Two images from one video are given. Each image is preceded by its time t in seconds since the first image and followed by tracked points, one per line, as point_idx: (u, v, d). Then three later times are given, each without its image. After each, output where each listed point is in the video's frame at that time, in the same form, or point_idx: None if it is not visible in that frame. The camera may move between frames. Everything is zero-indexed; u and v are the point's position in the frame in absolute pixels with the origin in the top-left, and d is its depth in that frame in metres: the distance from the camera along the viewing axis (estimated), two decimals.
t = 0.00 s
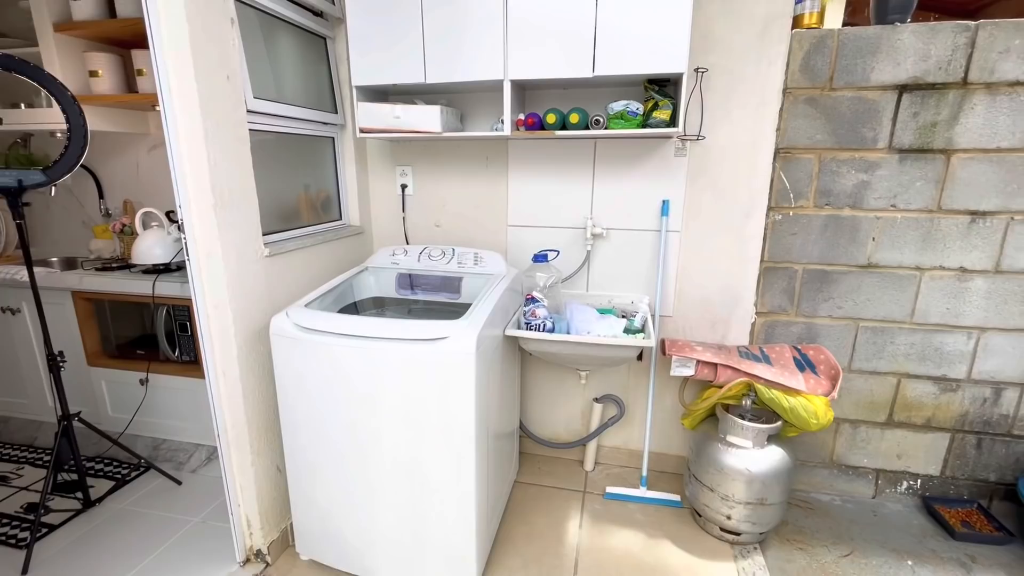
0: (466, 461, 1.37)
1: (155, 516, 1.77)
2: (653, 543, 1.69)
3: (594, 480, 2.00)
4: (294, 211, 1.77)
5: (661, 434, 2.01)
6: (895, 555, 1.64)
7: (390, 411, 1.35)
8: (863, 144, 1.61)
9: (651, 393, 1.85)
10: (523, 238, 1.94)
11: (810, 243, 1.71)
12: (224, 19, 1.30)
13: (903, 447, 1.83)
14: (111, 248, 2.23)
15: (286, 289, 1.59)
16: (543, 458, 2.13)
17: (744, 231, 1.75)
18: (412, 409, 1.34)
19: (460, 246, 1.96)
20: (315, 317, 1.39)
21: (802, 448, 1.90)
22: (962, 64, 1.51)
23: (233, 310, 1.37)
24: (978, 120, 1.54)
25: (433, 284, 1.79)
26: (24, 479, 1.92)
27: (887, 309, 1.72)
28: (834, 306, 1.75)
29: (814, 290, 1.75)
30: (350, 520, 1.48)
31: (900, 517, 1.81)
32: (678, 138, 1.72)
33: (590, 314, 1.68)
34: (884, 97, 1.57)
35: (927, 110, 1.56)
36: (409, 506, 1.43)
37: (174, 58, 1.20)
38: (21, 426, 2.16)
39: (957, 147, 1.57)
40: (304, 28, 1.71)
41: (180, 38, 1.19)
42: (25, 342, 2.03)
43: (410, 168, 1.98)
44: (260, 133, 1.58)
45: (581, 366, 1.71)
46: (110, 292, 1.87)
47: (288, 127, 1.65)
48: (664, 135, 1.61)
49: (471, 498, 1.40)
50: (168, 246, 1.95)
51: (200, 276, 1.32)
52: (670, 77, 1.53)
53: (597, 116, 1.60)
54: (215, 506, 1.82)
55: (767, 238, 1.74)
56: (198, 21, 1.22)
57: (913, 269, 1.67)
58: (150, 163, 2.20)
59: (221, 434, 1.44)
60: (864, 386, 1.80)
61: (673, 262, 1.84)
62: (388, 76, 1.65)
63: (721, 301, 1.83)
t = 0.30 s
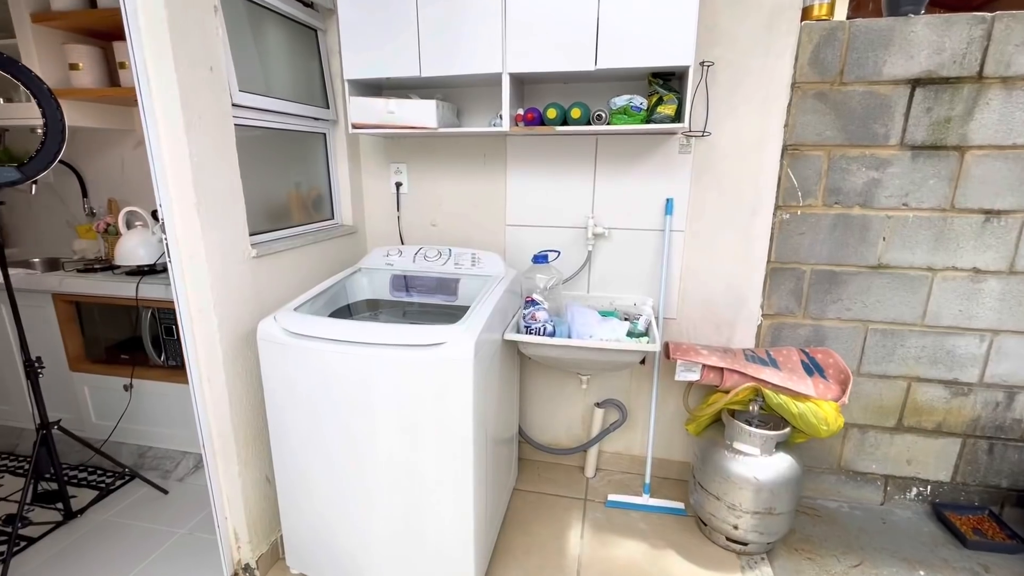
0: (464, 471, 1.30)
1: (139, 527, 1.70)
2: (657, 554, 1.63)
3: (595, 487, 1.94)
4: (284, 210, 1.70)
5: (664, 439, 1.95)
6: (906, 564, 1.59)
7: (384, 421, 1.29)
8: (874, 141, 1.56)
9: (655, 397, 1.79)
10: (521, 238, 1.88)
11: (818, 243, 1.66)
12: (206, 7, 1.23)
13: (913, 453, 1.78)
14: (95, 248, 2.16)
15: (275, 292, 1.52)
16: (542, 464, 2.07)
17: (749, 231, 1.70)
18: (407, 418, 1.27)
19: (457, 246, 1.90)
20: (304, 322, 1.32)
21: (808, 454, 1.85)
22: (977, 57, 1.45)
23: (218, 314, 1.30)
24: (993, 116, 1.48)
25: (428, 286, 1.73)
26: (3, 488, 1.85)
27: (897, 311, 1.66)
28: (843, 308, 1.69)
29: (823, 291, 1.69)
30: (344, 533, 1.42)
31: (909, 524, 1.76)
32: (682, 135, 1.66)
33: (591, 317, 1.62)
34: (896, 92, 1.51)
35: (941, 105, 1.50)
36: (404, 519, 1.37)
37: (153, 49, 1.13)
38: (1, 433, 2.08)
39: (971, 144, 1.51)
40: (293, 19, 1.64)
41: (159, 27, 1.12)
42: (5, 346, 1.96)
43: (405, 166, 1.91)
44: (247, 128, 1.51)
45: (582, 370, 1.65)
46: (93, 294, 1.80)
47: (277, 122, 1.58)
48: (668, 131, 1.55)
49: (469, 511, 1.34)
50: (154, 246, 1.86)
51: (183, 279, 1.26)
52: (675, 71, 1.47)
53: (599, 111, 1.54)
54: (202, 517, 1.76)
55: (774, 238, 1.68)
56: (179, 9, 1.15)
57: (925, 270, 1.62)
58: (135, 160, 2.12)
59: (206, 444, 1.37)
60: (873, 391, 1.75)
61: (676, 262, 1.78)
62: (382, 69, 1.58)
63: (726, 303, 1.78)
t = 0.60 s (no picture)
0: (464, 477, 1.28)
1: (133, 534, 1.66)
2: (660, 559, 1.61)
3: (596, 491, 1.92)
4: (281, 211, 1.67)
5: (666, 442, 1.93)
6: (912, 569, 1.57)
7: (383, 426, 1.26)
8: (879, 140, 1.54)
9: (657, 400, 1.77)
10: (522, 239, 1.86)
11: (823, 243, 1.64)
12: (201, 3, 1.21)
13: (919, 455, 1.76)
14: (89, 250, 2.12)
15: (272, 295, 1.49)
16: (544, 468, 2.05)
17: (753, 232, 1.68)
18: (407, 423, 1.25)
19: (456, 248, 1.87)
20: (301, 325, 1.29)
21: (812, 457, 1.83)
22: (984, 55, 1.43)
23: (213, 317, 1.27)
24: (1001, 114, 1.47)
25: (428, 288, 1.70)
26: None
27: (902, 313, 1.64)
28: (848, 309, 1.67)
29: (827, 293, 1.67)
30: (342, 540, 1.39)
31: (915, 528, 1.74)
32: (685, 134, 1.64)
33: (593, 319, 1.60)
34: (902, 90, 1.49)
35: (948, 104, 1.48)
36: (403, 525, 1.34)
37: (145, 46, 1.10)
38: None
39: (978, 143, 1.49)
40: (289, 16, 1.61)
41: (151, 23, 1.09)
42: None
43: (403, 166, 1.88)
44: (242, 128, 1.48)
45: (584, 373, 1.63)
46: (86, 296, 1.77)
47: (273, 121, 1.55)
48: (671, 130, 1.53)
49: (470, 517, 1.31)
50: (148, 248, 1.84)
51: (177, 281, 1.23)
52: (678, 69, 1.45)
53: (601, 110, 1.52)
54: (198, 523, 1.72)
55: (778, 239, 1.66)
56: (171, 5, 1.12)
57: (931, 271, 1.60)
58: (129, 161, 2.09)
59: (201, 450, 1.35)
60: (878, 393, 1.73)
61: (679, 263, 1.76)
62: (380, 67, 1.55)
63: (730, 304, 1.76)
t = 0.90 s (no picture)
0: (468, 480, 1.27)
1: (132, 539, 1.65)
2: (664, 562, 1.60)
3: (600, 493, 1.90)
4: (282, 212, 1.66)
5: (670, 444, 1.92)
6: (919, 571, 1.56)
7: (386, 428, 1.25)
8: (883, 140, 1.54)
9: (662, 402, 1.76)
10: (524, 240, 1.85)
11: (827, 244, 1.63)
12: (203, 4, 1.20)
13: (923, 457, 1.75)
14: (88, 252, 2.11)
15: (273, 296, 1.48)
16: (546, 471, 2.04)
17: (757, 232, 1.67)
18: (410, 426, 1.24)
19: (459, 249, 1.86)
20: (304, 327, 1.28)
21: (817, 458, 1.82)
22: (988, 55, 1.43)
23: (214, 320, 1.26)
24: (1004, 114, 1.46)
25: (430, 289, 1.69)
26: None
27: (907, 313, 1.64)
28: (852, 309, 1.67)
29: (831, 293, 1.67)
30: (344, 543, 1.38)
31: (920, 530, 1.73)
32: (689, 134, 1.63)
33: (597, 320, 1.59)
34: (906, 90, 1.49)
35: (951, 104, 1.48)
36: (406, 529, 1.33)
37: (146, 47, 1.09)
38: None
39: (982, 143, 1.49)
40: (291, 17, 1.61)
41: (152, 23, 1.08)
42: None
43: (405, 168, 1.88)
44: (243, 129, 1.47)
45: (587, 375, 1.62)
46: (85, 299, 1.75)
47: (275, 122, 1.54)
48: (674, 130, 1.52)
49: (474, 521, 1.30)
50: (148, 250, 1.82)
51: (178, 283, 1.22)
52: (682, 69, 1.44)
53: (605, 111, 1.51)
54: (198, 528, 1.71)
55: (781, 240, 1.66)
56: (173, 5, 1.11)
57: (935, 271, 1.59)
58: (128, 162, 2.08)
59: (202, 453, 1.33)
60: (883, 394, 1.72)
61: (682, 264, 1.75)
62: (382, 68, 1.54)
63: (733, 305, 1.75)
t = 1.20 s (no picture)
0: (475, 486, 1.26)
1: (134, 547, 1.63)
2: (670, 568, 1.59)
3: (604, 499, 1.90)
4: (287, 218, 1.66)
5: (674, 449, 1.92)
6: None
7: (392, 435, 1.24)
8: (885, 145, 1.54)
9: (666, 407, 1.76)
10: (528, 245, 1.85)
11: (830, 248, 1.64)
12: (209, 11, 1.20)
13: (928, 461, 1.75)
14: (90, 258, 2.10)
15: (278, 302, 1.48)
16: (550, 476, 2.03)
17: (760, 237, 1.67)
18: (417, 432, 1.23)
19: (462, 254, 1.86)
20: (309, 333, 1.28)
21: (821, 463, 1.82)
22: (989, 61, 1.44)
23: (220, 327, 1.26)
24: (1005, 120, 1.47)
25: (434, 295, 1.69)
26: None
27: (910, 317, 1.64)
28: (855, 314, 1.67)
29: (834, 298, 1.67)
30: (350, 550, 1.37)
31: (926, 534, 1.73)
32: (692, 140, 1.64)
33: (602, 325, 1.59)
34: (908, 96, 1.50)
35: (953, 109, 1.49)
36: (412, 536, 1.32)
37: (153, 54, 1.10)
38: None
39: (983, 148, 1.50)
40: (295, 24, 1.61)
41: (159, 29, 1.09)
42: None
43: (408, 173, 1.88)
44: (248, 135, 1.47)
45: (592, 380, 1.61)
46: (89, 305, 1.75)
47: (280, 128, 1.55)
48: (678, 135, 1.53)
49: (480, 527, 1.30)
50: (151, 256, 1.82)
51: (184, 289, 1.21)
52: (686, 75, 1.45)
53: (609, 117, 1.52)
54: (200, 535, 1.70)
55: (784, 244, 1.66)
56: (180, 13, 1.12)
57: (938, 275, 1.60)
58: (131, 168, 2.08)
59: (207, 461, 1.33)
60: (887, 398, 1.72)
61: (686, 269, 1.75)
62: (386, 74, 1.55)
63: (737, 309, 1.75)
